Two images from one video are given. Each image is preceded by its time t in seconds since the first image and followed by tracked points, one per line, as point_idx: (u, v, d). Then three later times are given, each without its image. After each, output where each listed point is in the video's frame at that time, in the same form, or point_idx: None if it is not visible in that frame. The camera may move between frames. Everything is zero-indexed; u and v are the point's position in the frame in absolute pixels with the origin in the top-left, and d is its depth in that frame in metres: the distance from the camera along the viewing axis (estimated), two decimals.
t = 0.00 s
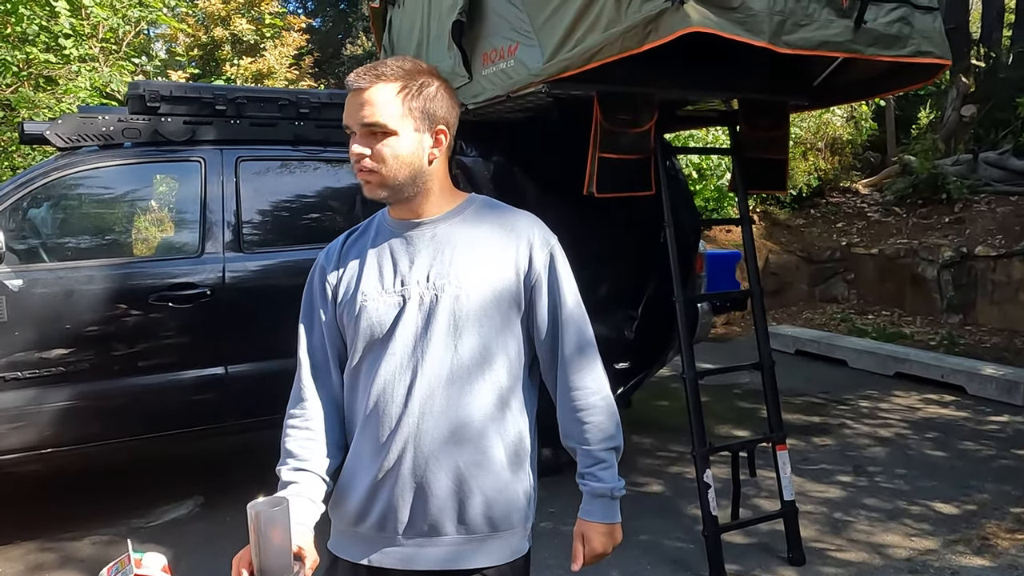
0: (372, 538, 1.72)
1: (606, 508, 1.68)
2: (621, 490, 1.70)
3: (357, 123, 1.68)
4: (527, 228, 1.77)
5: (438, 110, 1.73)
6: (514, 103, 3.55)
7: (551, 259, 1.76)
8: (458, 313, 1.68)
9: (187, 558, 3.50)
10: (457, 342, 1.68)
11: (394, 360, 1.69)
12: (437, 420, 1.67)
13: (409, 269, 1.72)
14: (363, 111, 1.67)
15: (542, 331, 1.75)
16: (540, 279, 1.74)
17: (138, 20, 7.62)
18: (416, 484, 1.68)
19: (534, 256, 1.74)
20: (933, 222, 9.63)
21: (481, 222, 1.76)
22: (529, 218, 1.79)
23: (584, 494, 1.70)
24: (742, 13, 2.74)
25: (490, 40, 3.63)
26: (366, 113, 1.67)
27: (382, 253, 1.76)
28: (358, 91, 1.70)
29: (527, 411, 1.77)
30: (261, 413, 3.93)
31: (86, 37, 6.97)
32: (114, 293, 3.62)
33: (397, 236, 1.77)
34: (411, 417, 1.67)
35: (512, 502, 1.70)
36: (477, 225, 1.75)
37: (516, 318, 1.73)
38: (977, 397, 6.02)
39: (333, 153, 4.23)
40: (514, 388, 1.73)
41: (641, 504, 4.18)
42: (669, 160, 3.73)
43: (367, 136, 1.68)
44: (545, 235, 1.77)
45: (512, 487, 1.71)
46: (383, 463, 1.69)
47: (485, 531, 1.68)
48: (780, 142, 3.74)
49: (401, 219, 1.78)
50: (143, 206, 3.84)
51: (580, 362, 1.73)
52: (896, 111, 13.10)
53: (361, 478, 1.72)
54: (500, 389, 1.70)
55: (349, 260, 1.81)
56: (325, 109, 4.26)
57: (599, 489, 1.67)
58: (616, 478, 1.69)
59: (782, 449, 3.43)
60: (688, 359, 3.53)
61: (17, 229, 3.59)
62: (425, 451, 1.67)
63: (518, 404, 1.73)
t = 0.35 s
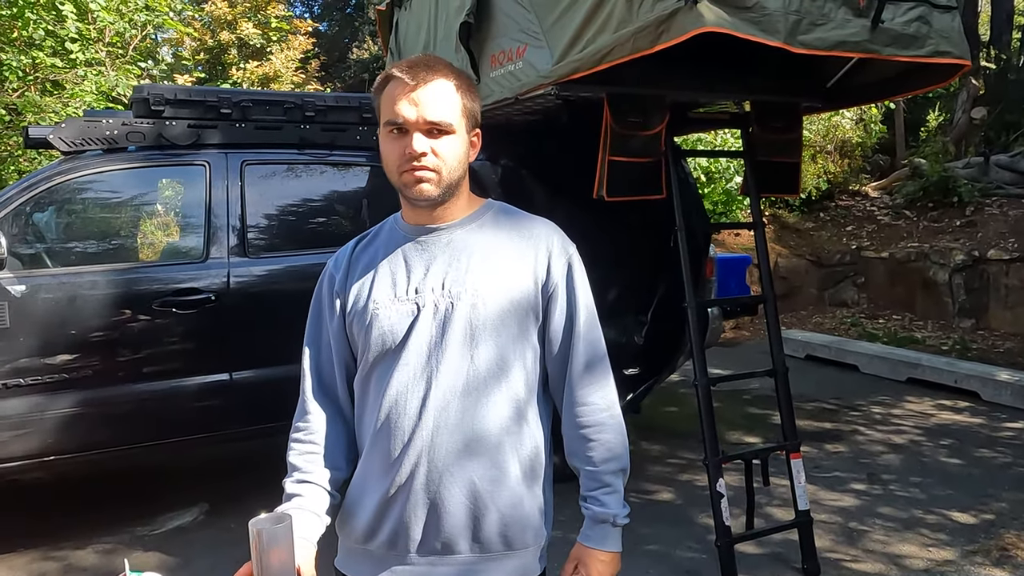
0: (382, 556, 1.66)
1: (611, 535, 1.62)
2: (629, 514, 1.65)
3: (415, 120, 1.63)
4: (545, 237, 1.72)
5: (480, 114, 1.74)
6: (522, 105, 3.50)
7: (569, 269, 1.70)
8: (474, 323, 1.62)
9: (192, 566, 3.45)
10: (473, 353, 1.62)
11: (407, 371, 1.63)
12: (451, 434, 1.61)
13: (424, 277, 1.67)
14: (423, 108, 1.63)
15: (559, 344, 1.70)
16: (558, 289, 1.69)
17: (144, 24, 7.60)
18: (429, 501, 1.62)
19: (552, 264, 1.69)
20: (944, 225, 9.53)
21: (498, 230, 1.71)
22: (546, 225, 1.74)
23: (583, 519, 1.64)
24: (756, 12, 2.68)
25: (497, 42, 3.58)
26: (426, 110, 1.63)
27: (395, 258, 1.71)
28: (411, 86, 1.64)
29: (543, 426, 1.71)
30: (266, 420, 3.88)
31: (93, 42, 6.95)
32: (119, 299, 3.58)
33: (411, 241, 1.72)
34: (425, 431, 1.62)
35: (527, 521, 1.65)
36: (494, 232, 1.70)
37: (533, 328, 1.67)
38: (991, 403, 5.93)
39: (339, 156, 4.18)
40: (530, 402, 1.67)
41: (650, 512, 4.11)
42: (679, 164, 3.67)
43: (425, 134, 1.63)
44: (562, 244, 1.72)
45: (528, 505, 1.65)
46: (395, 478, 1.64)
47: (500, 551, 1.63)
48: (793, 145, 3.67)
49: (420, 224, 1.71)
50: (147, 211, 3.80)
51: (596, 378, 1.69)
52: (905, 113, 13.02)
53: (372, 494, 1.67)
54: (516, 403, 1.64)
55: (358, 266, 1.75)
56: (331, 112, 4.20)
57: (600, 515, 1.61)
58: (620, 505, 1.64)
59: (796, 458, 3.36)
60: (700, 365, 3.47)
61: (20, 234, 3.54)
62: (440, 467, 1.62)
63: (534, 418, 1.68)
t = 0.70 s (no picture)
0: (386, 565, 1.64)
1: (612, 556, 1.63)
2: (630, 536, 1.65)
3: (437, 136, 1.60)
4: (557, 245, 1.69)
5: (498, 126, 1.71)
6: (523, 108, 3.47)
7: (580, 279, 1.68)
8: (483, 331, 1.60)
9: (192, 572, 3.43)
10: (482, 362, 1.60)
11: (414, 378, 1.61)
12: (458, 442, 1.60)
13: (433, 282, 1.64)
14: (445, 126, 1.60)
15: (568, 355, 1.68)
16: (569, 299, 1.66)
17: (148, 28, 7.60)
18: (434, 509, 1.61)
19: (562, 274, 1.66)
20: (950, 228, 9.48)
21: (510, 237, 1.68)
22: (557, 234, 1.72)
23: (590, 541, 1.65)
24: (759, 14, 2.66)
25: (500, 45, 3.55)
26: (448, 128, 1.60)
27: (403, 264, 1.68)
28: (433, 100, 1.60)
29: (550, 436, 1.69)
30: (267, 425, 3.87)
31: (97, 46, 6.94)
32: (119, 303, 3.56)
33: (422, 247, 1.69)
34: (432, 439, 1.60)
35: (533, 532, 1.63)
36: (505, 239, 1.68)
37: (542, 336, 1.65)
38: (999, 407, 5.89)
39: (341, 160, 4.17)
40: (537, 411, 1.66)
41: (655, 518, 4.08)
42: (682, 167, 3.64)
43: (446, 151, 1.61)
44: (574, 254, 1.69)
45: (533, 517, 1.64)
46: (400, 486, 1.62)
47: (504, 561, 1.61)
48: (797, 147, 3.65)
49: (432, 229, 1.69)
50: (149, 214, 3.79)
51: (604, 391, 1.68)
52: (911, 116, 13.00)
53: (377, 501, 1.65)
54: (522, 414, 1.63)
55: (366, 270, 1.73)
56: (333, 116, 4.20)
57: (605, 537, 1.62)
58: (626, 526, 1.64)
59: (801, 463, 3.33)
60: (703, 370, 3.44)
61: (22, 238, 3.54)
62: (445, 475, 1.60)
63: (541, 427, 1.66)
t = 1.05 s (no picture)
0: (397, 570, 1.64)
1: (605, 573, 1.63)
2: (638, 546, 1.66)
3: (464, 126, 1.60)
4: (575, 250, 1.69)
5: (521, 125, 1.73)
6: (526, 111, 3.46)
7: (597, 286, 1.67)
8: (500, 337, 1.60)
9: None
10: (498, 367, 1.60)
11: (430, 383, 1.60)
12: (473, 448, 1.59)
13: (449, 286, 1.64)
14: (473, 114, 1.61)
15: (583, 361, 1.67)
16: (585, 305, 1.66)
17: (152, 31, 7.61)
18: (448, 515, 1.60)
19: (579, 279, 1.66)
20: (955, 231, 9.45)
21: (528, 241, 1.68)
22: (576, 239, 1.71)
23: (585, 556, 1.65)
24: (762, 16, 2.65)
25: (503, 48, 3.53)
26: (476, 116, 1.60)
27: (420, 265, 1.68)
28: (462, 90, 1.62)
29: (563, 442, 1.69)
30: (269, 428, 3.86)
31: (101, 49, 6.94)
32: (121, 306, 3.55)
33: (440, 249, 1.68)
34: (447, 445, 1.60)
35: (545, 539, 1.63)
36: (523, 243, 1.68)
37: (558, 343, 1.64)
38: (1004, 411, 5.85)
39: (343, 163, 4.17)
40: (552, 418, 1.65)
41: (658, 523, 4.05)
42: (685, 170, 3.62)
43: (472, 139, 1.61)
44: (592, 259, 1.68)
45: (545, 524, 1.64)
46: (414, 491, 1.62)
47: (517, 567, 1.61)
48: (801, 150, 3.63)
49: (449, 231, 1.69)
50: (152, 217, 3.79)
51: (619, 399, 1.67)
52: (914, 120, 12.98)
53: (390, 506, 1.65)
54: (537, 420, 1.63)
55: (383, 272, 1.72)
56: (335, 119, 4.18)
57: (600, 552, 1.62)
58: (623, 542, 1.64)
59: (806, 468, 3.31)
60: (706, 373, 3.42)
61: (24, 241, 3.53)
62: (461, 480, 1.60)
63: (555, 435, 1.65)
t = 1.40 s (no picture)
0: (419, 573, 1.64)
1: None
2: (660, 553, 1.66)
3: (491, 128, 1.61)
4: (600, 253, 1.69)
5: (547, 128, 1.73)
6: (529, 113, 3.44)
7: (621, 290, 1.68)
8: (524, 339, 1.60)
9: None
10: (522, 369, 1.61)
11: (454, 384, 1.62)
12: (497, 450, 1.60)
13: (474, 288, 1.65)
14: (500, 116, 1.61)
15: (606, 365, 1.67)
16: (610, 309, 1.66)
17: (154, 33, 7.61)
18: (471, 518, 1.61)
19: (604, 283, 1.66)
20: (959, 233, 9.42)
21: (554, 243, 1.69)
22: (601, 242, 1.72)
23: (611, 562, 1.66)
24: (767, 16, 2.64)
25: (506, 49, 3.52)
26: (504, 119, 1.61)
27: (446, 266, 1.69)
28: (490, 92, 1.63)
29: (587, 446, 1.69)
30: (271, 431, 3.85)
31: (104, 51, 6.94)
32: (122, 308, 3.55)
33: (465, 250, 1.69)
34: (471, 447, 1.60)
35: (568, 543, 1.63)
36: (549, 245, 1.68)
37: (583, 345, 1.65)
38: (1009, 414, 5.82)
39: (345, 165, 4.16)
40: (576, 421, 1.65)
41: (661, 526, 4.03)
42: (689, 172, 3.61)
43: (500, 141, 1.62)
44: (617, 263, 1.69)
45: (568, 528, 1.64)
46: (438, 493, 1.63)
47: (539, 571, 1.61)
48: (805, 151, 3.62)
49: (474, 233, 1.70)
50: (154, 219, 3.79)
51: (643, 403, 1.67)
52: (918, 121, 12.94)
53: (413, 508, 1.65)
54: (560, 423, 1.63)
55: (408, 272, 1.72)
56: (338, 121, 4.18)
57: (626, 558, 1.63)
58: (649, 548, 1.64)
59: (811, 471, 3.29)
60: (710, 376, 3.39)
61: (25, 243, 3.52)
62: (484, 482, 1.60)
63: (579, 438, 1.65)
